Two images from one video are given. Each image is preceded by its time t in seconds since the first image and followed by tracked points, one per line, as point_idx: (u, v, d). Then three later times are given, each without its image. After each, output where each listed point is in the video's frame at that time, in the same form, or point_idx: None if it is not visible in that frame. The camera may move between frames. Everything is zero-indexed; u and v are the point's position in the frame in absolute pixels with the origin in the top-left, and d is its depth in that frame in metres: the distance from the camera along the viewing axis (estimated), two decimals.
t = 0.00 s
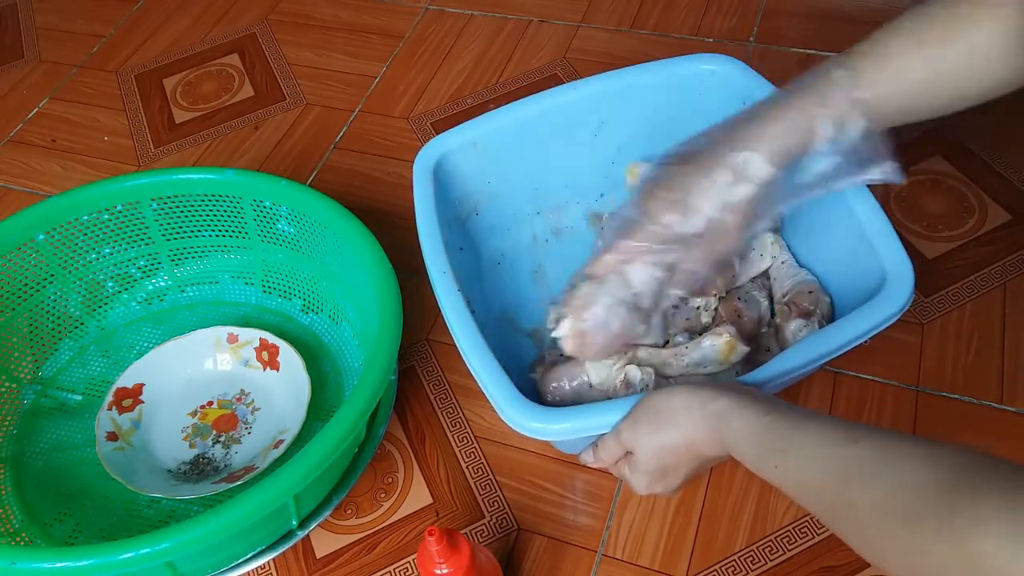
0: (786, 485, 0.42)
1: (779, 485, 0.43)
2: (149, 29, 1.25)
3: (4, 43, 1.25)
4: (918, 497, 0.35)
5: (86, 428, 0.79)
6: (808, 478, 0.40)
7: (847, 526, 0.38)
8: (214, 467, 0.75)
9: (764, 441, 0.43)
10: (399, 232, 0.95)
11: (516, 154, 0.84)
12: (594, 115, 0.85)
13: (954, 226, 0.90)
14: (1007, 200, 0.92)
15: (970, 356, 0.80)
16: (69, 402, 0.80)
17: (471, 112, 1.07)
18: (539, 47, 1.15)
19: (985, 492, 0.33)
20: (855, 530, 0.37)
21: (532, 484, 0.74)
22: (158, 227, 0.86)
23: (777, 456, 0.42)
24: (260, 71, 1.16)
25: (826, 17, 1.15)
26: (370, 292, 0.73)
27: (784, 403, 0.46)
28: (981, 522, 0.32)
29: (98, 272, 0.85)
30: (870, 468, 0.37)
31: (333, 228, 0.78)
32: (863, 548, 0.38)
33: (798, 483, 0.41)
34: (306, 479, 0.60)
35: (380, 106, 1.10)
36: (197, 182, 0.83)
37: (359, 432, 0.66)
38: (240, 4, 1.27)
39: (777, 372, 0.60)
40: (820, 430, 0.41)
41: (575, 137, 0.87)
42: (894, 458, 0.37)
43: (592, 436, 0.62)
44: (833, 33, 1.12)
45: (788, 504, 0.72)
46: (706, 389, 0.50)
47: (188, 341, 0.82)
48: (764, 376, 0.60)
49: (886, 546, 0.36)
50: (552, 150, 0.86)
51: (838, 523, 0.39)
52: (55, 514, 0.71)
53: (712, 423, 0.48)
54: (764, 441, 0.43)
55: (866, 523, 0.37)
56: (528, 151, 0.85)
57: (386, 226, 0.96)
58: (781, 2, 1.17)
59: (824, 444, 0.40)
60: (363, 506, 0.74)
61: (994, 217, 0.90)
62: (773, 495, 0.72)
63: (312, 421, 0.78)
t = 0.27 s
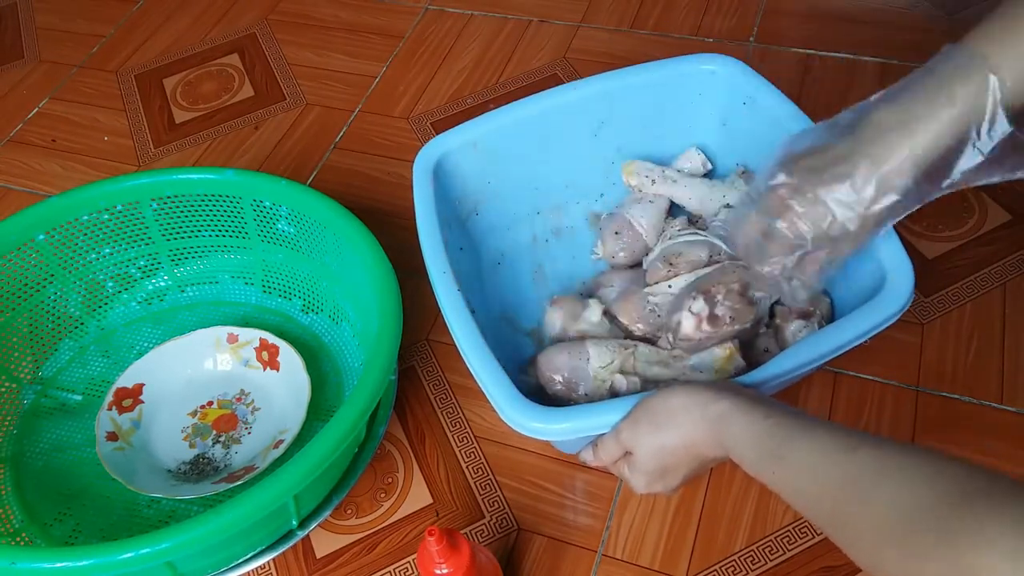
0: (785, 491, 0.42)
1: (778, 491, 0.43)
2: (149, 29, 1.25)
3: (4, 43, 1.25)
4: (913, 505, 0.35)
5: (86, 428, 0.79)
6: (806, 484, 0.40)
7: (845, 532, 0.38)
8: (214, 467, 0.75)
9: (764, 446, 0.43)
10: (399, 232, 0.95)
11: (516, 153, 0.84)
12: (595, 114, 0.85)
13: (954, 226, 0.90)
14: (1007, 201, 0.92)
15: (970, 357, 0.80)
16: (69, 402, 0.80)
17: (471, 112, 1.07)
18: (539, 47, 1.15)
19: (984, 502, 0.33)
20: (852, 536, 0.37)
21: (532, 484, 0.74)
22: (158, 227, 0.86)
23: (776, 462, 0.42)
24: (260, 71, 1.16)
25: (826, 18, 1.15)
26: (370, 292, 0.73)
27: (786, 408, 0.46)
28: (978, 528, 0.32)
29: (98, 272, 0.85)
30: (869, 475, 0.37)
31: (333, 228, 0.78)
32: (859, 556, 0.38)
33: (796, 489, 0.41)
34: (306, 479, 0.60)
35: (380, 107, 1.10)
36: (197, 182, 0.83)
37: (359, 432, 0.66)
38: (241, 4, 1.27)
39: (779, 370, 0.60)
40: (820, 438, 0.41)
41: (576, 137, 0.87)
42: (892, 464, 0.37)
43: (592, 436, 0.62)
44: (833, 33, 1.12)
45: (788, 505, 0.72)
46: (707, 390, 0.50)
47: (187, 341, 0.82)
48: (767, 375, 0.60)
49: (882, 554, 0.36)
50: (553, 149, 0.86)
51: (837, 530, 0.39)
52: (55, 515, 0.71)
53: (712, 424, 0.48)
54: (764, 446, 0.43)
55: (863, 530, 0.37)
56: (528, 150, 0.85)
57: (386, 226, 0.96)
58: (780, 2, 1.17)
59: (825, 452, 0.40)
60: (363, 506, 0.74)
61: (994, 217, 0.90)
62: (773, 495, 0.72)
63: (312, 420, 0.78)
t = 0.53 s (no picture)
0: (786, 491, 0.42)
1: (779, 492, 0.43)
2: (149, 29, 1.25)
3: (4, 43, 1.25)
4: (910, 507, 0.35)
5: (86, 428, 0.79)
6: (807, 485, 0.40)
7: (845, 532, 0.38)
8: (214, 468, 0.75)
9: (764, 450, 0.43)
10: (399, 232, 0.95)
11: (516, 153, 0.84)
12: (595, 114, 0.85)
13: (954, 225, 0.90)
14: (1007, 200, 0.92)
15: (970, 356, 0.80)
16: (69, 402, 0.80)
17: (471, 112, 1.07)
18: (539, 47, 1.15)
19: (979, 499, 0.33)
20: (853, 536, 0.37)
21: (532, 484, 0.74)
22: (158, 227, 0.86)
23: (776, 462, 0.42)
24: (260, 71, 1.16)
25: (826, 18, 1.15)
26: (370, 292, 0.73)
27: (787, 410, 0.46)
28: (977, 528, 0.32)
29: (98, 272, 0.85)
30: (869, 476, 0.37)
31: (333, 228, 0.78)
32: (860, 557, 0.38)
33: (797, 492, 0.41)
34: (305, 480, 0.60)
35: (380, 107, 1.10)
36: (197, 182, 0.83)
37: (359, 432, 0.66)
38: (240, 4, 1.27)
39: (776, 372, 0.60)
40: (819, 439, 0.41)
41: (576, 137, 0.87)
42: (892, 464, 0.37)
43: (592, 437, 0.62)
44: (833, 33, 1.12)
45: (788, 504, 0.72)
46: (707, 392, 0.50)
47: (187, 341, 0.82)
48: (764, 377, 0.60)
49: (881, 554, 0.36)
50: (553, 150, 0.86)
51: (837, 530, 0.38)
52: (55, 514, 0.71)
53: (712, 425, 0.48)
54: (765, 447, 0.43)
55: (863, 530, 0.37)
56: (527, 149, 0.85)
57: (386, 226, 0.96)
58: (781, 2, 1.17)
59: (824, 455, 0.40)
60: (363, 506, 0.74)
61: (995, 217, 0.90)
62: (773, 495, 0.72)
63: (312, 421, 0.78)
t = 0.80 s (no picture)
0: (790, 488, 0.42)
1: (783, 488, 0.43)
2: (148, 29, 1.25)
3: (4, 43, 1.25)
4: (916, 500, 0.35)
5: (86, 428, 0.79)
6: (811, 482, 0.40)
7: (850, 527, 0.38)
8: (214, 467, 0.75)
9: (767, 445, 0.43)
10: (400, 232, 0.95)
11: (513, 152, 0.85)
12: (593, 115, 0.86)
13: (954, 225, 0.90)
14: (1007, 200, 0.92)
15: (970, 357, 0.80)
16: (69, 402, 0.80)
17: (471, 112, 1.07)
18: (539, 47, 1.15)
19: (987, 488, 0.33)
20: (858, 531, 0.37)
21: (532, 484, 0.74)
22: (158, 227, 0.86)
23: (780, 460, 0.42)
24: (260, 71, 1.16)
25: (826, 18, 1.15)
26: (370, 292, 0.73)
27: (789, 407, 0.46)
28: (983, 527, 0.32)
29: (98, 272, 0.85)
30: (873, 472, 0.37)
31: (333, 228, 0.78)
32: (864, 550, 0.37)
33: (801, 486, 0.41)
34: (306, 479, 0.60)
35: (380, 107, 1.10)
36: (197, 182, 0.83)
37: (359, 432, 0.66)
38: (240, 4, 1.27)
39: (774, 374, 0.60)
40: (822, 432, 0.41)
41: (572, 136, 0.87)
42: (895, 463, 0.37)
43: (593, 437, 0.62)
44: (833, 33, 1.12)
45: (788, 505, 0.72)
46: (708, 392, 0.50)
47: (188, 341, 0.82)
48: (763, 377, 0.60)
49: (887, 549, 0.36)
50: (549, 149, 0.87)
51: (841, 526, 0.38)
52: (55, 515, 0.71)
53: (714, 426, 0.48)
54: (768, 444, 0.43)
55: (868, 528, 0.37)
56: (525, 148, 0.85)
57: (386, 226, 0.96)
58: (781, 2, 1.17)
59: (828, 448, 0.40)
60: (363, 506, 0.74)
61: (995, 217, 0.90)
62: (773, 494, 0.72)
63: (312, 420, 0.78)
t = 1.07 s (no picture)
0: (790, 494, 0.42)
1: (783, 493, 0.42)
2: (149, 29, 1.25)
3: (4, 43, 1.25)
4: (915, 505, 0.35)
5: (86, 428, 0.79)
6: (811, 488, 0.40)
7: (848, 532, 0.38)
8: (214, 467, 0.75)
9: (768, 449, 0.43)
10: (399, 232, 0.95)
11: (512, 152, 0.85)
12: (593, 114, 0.85)
13: (954, 225, 0.90)
14: (1007, 201, 0.92)
15: (970, 357, 0.80)
16: (69, 402, 0.80)
17: (471, 112, 1.07)
18: (539, 47, 1.15)
19: (986, 501, 0.32)
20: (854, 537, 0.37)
21: (532, 484, 0.74)
22: (158, 227, 0.86)
23: (781, 462, 0.42)
24: (260, 71, 1.16)
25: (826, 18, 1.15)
26: (371, 293, 0.73)
27: (790, 410, 0.46)
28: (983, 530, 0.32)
29: (98, 272, 0.85)
30: (871, 479, 0.37)
31: (333, 228, 0.78)
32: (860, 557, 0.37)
33: (801, 493, 0.41)
34: (306, 479, 0.60)
35: (380, 106, 1.10)
36: (197, 182, 0.83)
37: (359, 432, 0.66)
38: (241, 4, 1.27)
39: (774, 374, 0.60)
40: (824, 439, 0.41)
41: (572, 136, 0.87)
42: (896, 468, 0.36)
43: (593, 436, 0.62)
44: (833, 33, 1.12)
45: (788, 505, 0.72)
46: (709, 392, 0.50)
47: (188, 341, 0.82)
48: (764, 377, 0.59)
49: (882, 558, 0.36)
50: (548, 148, 0.87)
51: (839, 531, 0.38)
52: (55, 515, 0.71)
53: (714, 426, 0.48)
54: (768, 449, 0.43)
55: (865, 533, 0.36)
56: (525, 147, 0.85)
57: (386, 226, 0.96)
58: (781, 2, 1.17)
59: (827, 455, 0.40)
60: (363, 506, 0.74)
61: (994, 217, 0.90)
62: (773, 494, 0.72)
63: (312, 420, 0.78)
